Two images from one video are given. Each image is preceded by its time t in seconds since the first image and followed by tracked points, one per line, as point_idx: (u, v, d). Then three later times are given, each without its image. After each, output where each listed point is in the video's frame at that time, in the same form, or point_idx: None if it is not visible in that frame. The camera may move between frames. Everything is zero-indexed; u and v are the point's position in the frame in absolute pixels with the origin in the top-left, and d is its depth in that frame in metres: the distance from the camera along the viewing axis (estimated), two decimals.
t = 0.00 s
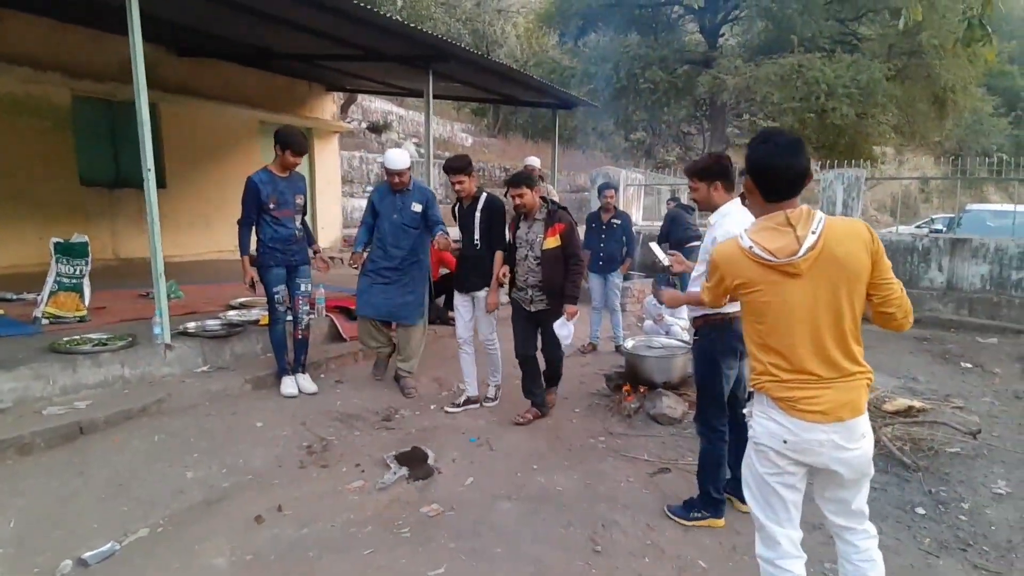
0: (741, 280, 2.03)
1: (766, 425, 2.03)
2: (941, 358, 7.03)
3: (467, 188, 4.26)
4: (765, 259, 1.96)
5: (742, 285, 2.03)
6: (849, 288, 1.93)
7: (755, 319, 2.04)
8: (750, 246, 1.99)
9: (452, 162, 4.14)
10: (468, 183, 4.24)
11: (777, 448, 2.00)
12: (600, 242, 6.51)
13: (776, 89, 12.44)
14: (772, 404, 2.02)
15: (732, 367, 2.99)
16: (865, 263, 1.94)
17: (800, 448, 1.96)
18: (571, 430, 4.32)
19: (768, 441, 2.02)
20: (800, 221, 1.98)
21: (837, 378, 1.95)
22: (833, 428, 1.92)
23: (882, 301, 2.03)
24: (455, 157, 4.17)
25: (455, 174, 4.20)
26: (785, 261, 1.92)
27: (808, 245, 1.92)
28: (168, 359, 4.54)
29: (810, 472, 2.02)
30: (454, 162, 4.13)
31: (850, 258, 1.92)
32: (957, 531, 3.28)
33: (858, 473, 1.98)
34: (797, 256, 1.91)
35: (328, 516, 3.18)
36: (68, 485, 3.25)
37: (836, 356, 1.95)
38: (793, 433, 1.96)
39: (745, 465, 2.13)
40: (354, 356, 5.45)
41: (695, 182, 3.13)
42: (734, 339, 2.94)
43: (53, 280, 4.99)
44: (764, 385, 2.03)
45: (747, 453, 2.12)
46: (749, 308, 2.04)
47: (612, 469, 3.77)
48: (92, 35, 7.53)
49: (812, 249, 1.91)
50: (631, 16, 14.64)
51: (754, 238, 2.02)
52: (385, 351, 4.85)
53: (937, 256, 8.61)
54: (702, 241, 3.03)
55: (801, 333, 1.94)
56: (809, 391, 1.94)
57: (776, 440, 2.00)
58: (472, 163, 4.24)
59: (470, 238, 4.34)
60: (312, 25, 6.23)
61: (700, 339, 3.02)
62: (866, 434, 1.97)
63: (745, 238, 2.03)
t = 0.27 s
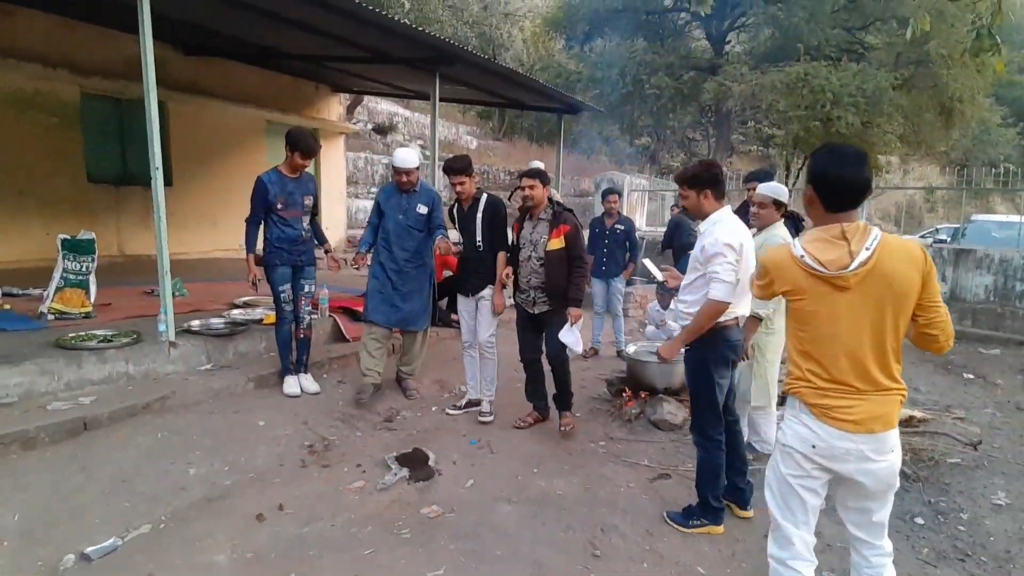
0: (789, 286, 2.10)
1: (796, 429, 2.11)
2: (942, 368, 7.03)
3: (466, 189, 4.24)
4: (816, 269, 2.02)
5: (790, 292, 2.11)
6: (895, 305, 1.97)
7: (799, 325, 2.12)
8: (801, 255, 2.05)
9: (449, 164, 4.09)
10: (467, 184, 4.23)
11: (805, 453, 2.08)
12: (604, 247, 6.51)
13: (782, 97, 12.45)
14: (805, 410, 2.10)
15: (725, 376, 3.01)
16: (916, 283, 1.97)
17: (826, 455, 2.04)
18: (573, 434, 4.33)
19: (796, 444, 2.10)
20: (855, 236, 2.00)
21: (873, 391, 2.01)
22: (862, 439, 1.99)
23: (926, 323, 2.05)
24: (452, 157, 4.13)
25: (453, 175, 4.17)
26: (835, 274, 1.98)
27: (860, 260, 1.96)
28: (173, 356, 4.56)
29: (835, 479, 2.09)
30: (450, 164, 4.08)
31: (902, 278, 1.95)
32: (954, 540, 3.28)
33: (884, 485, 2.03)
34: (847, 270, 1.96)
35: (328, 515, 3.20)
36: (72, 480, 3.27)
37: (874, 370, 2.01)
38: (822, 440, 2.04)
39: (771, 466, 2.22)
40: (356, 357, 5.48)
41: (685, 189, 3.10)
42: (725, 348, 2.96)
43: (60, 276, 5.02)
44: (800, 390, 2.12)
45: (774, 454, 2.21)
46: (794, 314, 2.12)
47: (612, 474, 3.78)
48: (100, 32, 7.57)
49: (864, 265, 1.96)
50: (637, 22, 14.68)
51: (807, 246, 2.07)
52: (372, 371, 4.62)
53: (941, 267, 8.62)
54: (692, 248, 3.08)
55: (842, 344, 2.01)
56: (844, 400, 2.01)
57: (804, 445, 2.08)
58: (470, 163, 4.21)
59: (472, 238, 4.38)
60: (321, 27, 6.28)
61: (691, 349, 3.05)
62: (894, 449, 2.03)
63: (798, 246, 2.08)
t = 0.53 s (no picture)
0: (852, 284, 2.17)
1: (847, 426, 2.18)
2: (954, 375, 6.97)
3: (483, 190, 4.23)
4: (882, 268, 2.09)
5: (853, 289, 2.17)
6: (957, 308, 2.04)
7: (860, 323, 2.18)
8: (867, 253, 2.12)
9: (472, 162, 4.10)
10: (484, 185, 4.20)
11: (854, 450, 2.16)
12: (613, 249, 6.48)
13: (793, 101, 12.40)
14: (859, 408, 2.17)
15: (736, 381, 2.99)
16: (978, 288, 2.04)
17: (875, 453, 2.12)
18: (583, 437, 4.32)
19: (846, 441, 2.17)
20: (923, 238, 2.07)
21: (928, 392, 2.08)
22: (915, 440, 2.07)
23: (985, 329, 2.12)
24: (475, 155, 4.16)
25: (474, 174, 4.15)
26: (901, 273, 2.05)
27: (926, 261, 2.03)
28: (186, 356, 4.60)
29: (877, 480, 2.19)
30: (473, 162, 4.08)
31: (966, 281, 2.03)
32: (966, 546, 3.25)
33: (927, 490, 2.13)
34: (914, 270, 2.03)
35: (339, 515, 3.22)
36: (86, 477, 3.30)
37: (931, 371, 2.08)
38: (872, 438, 2.11)
39: (815, 456, 2.31)
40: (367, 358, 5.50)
41: (692, 194, 3.09)
42: (734, 353, 2.96)
43: (75, 276, 5.07)
44: (854, 387, 2.19)
45: (821, 445, 2.29)
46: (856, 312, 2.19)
47: (622, 477, 3.78)
48: (116, 36, 7.66)
49: (929, 266, 2.03)
50: (648, 26, 14.68)
51: (873, 246, 2.13)
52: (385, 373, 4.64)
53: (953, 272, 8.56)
54: (698, 252, 3.08)
55: (903, 343, 2.08)
56: (899, 399, 2.08)
57: (853, 443, 2.16)
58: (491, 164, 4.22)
59: (483, 240, 4.30)
60: (334, 31, 6.33)
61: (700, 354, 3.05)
62: (945, 452, 2.10)
63: (864, 245, 2.15)
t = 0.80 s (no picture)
0: (899, 281, 2.21)
1: (878, 423, 2.26)
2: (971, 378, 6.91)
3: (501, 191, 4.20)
4: (930, 266, 2.14)
5: (898, 287, 2.21)
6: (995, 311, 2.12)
7: (900, 321, 2.24)
8: (917, 252, 2.17)
9: (491, 161, 4.07)
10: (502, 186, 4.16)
11: (883, 447, 2.23)
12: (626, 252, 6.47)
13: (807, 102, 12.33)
14: (890, 407, 2.24)
15: (755, 387, 2.98)
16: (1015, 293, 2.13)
17: (902, 452, 2.19)
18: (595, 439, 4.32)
19: (876, 437, 2.25)
20: (969, 240, 2.13)
21: (961, 394, 2.15)
22: (943, 441, 2.13)
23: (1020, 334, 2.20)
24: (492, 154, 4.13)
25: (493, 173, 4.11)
26: (950, 272, 2.10)
27: (973, 262, 2.10)
28: (203, 357, 4.66)
29: (905, 481, 2.25)
30: (492, 161, 4.05)
31: (1004, 286, 2.12)
32: (982, 550, 3.23)
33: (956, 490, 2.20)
34: (962, 269, 2.09)
35: (354, 515, 3.25)
36: (107, 476, 3.35)
37: (966, 372, 2.14)
38: (901, 437, 2.18)
39: (849, 450, 2.40)
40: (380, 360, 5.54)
41: (709, 197, 3.11)
42: (753, 358, 2.94)
43: (95, 278, 5.15)
44: (889, 385, 2.25)
45: (854, 441, 2.37)
46: (897, 310, 2.23)
47: (635, 480, 3.78)
48: (133, 41, 7.77)
49: (975, 267, 2.10)
50: (659, 28, 14.66)
51: (921, 245, 2.19)
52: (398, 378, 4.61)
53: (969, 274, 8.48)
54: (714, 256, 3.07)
55: (943, 342, 2.14)
56: (933, 398, 2.14)
57: (882, 440, 2.23)
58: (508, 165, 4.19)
59: (500, 242, 4.26)
60: (348, 35, 6.39)
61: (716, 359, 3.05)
62: (972, 457, 2.16)
63: (912, 244, 2.20)
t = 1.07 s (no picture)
0: (926, 289, 2.17)
1: (904, 428, 2.26)
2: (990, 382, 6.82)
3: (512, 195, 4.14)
4: (958, 273, 2.11)
5: (926, 295, 2.17)
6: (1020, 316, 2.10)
7: (923, 327, 2.21)
8: (944, 259, 2.13)
9: (501, 165, 3.99)
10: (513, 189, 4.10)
11: (908, 452, 2.23)
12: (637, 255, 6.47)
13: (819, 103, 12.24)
14: (913, 411, 2.23)
15: (773, 390, 2.96)
16: None
17: (926, 457, 2.18)
18: (607, 442, 4.31)
19: (902, 442, 2.26)
20: (993, 246, 2.12)
21: (986, 399, 2.13)
22: (967, 446, 2.12)
23: None
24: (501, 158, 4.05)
25: (501, 177, 4.05)
26: (977, 279, 2.08)
27: (998, 268, 2.08)
28: (217, 359, 4.71)
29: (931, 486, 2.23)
30: (503, 165, 3.98)
31: None
32: (1001, 557, 3.18)
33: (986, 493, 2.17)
34: (989, 276, 2.07)
35: (366, 517, 3.26)
36: (123, 477, 3.39)
37: (991, 377, 2.13)
38: (925, 442, 2.18)
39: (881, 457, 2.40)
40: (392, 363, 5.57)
41: (733, 199, 3.07)
42: (772, 361, 2.92)
43: (111, 280, 5.22)
44: (912, 391, 2.24)
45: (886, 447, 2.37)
46: (921, 316, 2.20)
47: (647, 483, 3.76)
48: (150, 47, 7.88)
49: (1001, 273, 2.08)
50: (670, 30, 14.63)
51: (946, 251, 2.15)
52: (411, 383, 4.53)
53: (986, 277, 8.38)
54: (736, 258, 3.05)
55: (968, 348, 2.12)
56: (958, 404, 2.13)
57: (908, 445, 2.23)
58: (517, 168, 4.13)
59: (512, 248, 4.19)
60: (360, 39, 6.43)
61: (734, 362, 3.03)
62: (997, 461, 2.14)
63: (938, 250, 2.16)
